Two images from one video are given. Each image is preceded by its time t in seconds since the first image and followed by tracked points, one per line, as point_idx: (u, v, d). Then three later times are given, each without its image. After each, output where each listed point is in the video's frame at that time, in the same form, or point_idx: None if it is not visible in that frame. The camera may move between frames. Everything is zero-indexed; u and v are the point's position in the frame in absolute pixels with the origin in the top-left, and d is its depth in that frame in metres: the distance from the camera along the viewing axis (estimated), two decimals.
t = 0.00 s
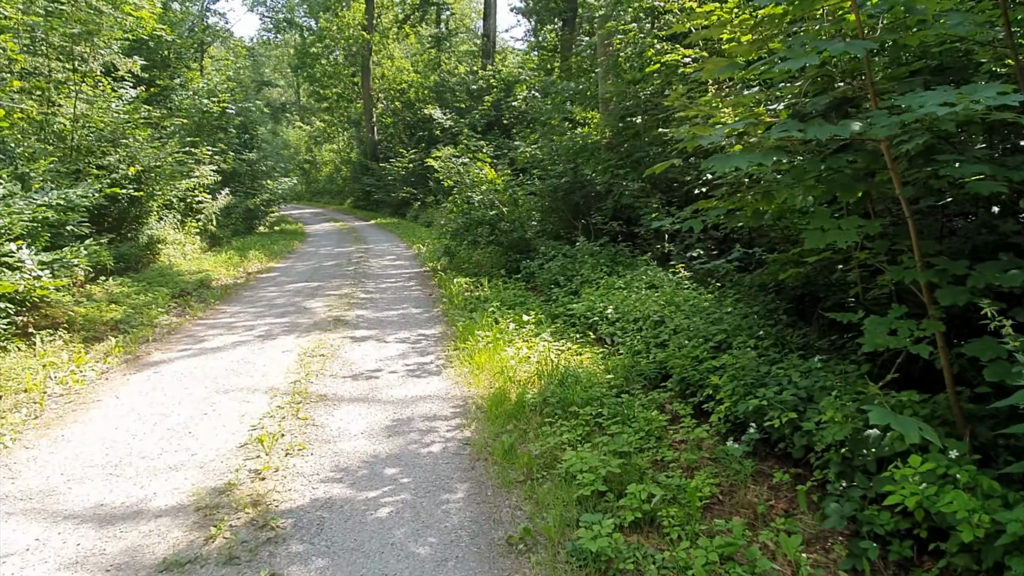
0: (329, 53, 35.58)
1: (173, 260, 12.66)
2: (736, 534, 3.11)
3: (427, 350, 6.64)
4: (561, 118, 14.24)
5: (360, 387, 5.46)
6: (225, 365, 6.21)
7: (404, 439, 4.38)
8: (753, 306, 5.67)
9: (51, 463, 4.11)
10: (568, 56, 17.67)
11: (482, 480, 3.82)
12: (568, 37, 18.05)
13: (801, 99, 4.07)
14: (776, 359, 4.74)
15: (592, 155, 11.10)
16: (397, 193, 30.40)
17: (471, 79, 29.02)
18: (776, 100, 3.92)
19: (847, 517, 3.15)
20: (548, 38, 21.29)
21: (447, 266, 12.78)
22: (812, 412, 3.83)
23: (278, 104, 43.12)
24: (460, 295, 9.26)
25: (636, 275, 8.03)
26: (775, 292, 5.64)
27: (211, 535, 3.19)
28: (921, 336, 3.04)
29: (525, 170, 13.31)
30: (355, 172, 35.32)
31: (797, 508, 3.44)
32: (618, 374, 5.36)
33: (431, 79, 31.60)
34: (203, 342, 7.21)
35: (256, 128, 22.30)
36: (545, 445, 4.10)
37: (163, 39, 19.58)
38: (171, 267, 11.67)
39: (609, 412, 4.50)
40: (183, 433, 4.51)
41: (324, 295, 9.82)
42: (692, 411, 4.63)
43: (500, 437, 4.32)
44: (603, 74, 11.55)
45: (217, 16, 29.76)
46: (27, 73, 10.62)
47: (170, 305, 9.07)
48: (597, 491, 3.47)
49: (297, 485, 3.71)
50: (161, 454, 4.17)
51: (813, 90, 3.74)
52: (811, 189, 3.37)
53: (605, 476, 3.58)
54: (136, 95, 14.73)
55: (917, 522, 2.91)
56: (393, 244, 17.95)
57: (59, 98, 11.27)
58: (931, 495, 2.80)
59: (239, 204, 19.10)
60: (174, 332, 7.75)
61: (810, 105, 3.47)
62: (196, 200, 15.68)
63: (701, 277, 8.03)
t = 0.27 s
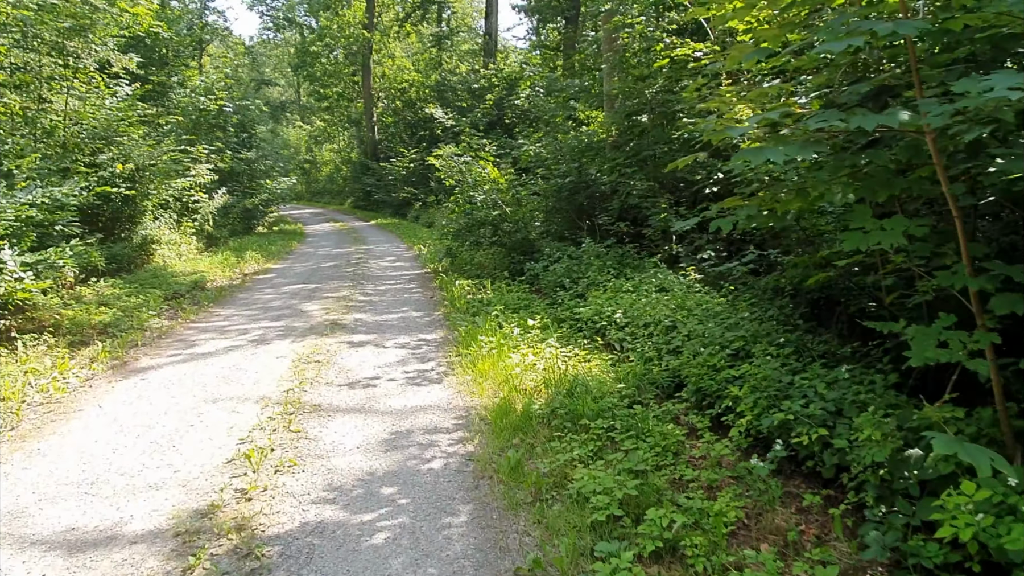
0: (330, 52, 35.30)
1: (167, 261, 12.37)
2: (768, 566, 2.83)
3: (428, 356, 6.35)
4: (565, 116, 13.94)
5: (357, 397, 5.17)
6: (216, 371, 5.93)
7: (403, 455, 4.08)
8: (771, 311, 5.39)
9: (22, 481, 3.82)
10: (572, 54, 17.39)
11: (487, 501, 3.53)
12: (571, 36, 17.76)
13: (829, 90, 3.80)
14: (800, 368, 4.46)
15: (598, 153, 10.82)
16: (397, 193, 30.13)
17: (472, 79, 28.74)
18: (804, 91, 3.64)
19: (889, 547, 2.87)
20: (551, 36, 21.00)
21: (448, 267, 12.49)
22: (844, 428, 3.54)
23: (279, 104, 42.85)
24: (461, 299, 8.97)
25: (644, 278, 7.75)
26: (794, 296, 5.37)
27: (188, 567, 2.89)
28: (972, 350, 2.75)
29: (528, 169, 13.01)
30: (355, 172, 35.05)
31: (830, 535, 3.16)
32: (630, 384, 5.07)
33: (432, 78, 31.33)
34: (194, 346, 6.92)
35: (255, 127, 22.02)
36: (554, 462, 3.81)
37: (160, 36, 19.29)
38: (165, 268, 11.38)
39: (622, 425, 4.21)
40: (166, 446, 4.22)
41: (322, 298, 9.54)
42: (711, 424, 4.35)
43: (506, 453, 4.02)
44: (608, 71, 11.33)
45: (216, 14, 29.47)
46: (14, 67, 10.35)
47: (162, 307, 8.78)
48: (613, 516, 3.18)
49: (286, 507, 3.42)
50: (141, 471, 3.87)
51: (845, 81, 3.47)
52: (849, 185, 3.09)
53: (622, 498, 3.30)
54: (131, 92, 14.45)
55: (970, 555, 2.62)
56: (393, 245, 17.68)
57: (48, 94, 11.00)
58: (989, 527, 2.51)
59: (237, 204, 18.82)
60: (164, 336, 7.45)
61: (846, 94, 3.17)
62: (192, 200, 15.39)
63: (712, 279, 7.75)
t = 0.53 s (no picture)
0: (330, 49, 35.01)
1: (161, 261, 12.12)
2: None
3: (427, 365, 6.08)
4: (568, 115, 13.66)
5: (351, 410, 4.89)
6: (204, 381, 5.65)
7: (399, 477, 3.81)
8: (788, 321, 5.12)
9: None
10: (575, 50, 17.10)
11: (490, 532, 3.24)
12: (574, 32, 17.47)
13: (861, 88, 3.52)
14: (823, 383, 4.18)
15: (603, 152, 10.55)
16: (398, 191, 29.85)
17: (474, 76, 28.44)
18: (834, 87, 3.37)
19: None
20: (554, 33, 20.70)
21: (448, 268, 12.21)
22: (876, 455, 3.27)
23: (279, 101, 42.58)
24: (462, 302, 8.70)
25: (651, 282, 7.48)
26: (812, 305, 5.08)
27: None
28: None
29: (531, 168, 12.73)
30: (356, 170, 34.77)
31: None
32: (639, 398, 4.79)
33: (433, 76, 31.03)
34: (184, 353, 6.66)
35: (253, 124, 21.75)
36: (562, 489, 3.53)
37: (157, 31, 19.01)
38: (158, 269, 11.12)
39: (634, 445, 3.94)
40: (146, 467, 3.95)
41: (318, 300, 9.27)
42: (729, 443, 4.08)
43: (509, 477, 3.75)
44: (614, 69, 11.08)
45: (216, 11, 29.20)
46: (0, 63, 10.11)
47: (153, 311, 8.50)
48: (628, 553, 2.90)
49: (270, 539, 3.14)
50: (117, 495, 3.60)
51: (881, 77, 3.19)
52: (889, 190, 2.81)
53: (636, 532, 3.02)
54: (124, 89, 14.18)
55: None
56: (393, 245, 17.40)
57: (37, 91, 10.75)
58: None
59: (234, 203, 18.55)
60: (153, 341, 7.17)
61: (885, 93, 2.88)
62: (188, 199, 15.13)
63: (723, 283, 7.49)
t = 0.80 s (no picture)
0: (330, 48, 34.75)
1: (156, 262, 11.84)
2: None
3: (427, 370, 5.81)
4: (571, 112, 13.39)
5: (347, 419, 4.63)
6: (194, 388, 5.38)
7: (397, 494, 3.54)
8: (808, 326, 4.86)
9: None
10: (577, 47, 16.84)
11: (496, 558, 2.97)
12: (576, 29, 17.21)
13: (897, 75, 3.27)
14: (850, 392, 3.93)
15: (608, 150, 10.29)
16: (398, 190, 29.59)
17: (474, 74, 28.17)
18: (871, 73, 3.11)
19: None
20: (555, 30, 20.44)
21: (449, 269, 11.94)
22: (916, 474, 3.01)
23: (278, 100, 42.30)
24: (464, 304, 8.43)
25: (660, 283, 7.22)
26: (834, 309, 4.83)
27: None
28: None
29: (533, 167, 12.46)
30: (356, 169, 34.51)
31: None
32: (652, 407, 4.53)
33: (434, 74, 30.77)
34: (174, 358, 6.39)
35: (251, 123, 21.47)
36: (573, 509, 3.26)
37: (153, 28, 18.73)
38: (152, 270, 10.85)
39: (651, 458, 3.67)
40: (126, 483, 3.68)
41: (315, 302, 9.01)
42: (751, 457, 3.81)
43: (516, 495, 3.48)
44: (619, 64, 10.82)
45: (214, 9, 28.91)
46: None
47: (143, 313, 8.23)
48: None
49: (256, 567, 2.87)
50: (93, 516, 3.33)
51: (923, 62, 2.94)
52: (938, 184, 2.55)
53: (659, 562, 2.75)
54: (117, 86, 13.91)
55: None
56: (393, 245, 17.13)
57: (27, 88, 10.48)
58: None
59: (231, 202, 18.27)
60: (142, 345, 6.90)
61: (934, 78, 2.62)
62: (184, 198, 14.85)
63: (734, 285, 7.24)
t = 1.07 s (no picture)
0: (329, 48, 34.48)
1: (149, 266, 11.59)
2: None
3: (427, 384, 5.55)
4: (574, 113, 13.10)
5: (343, 440, 4.37)
6: (181, 404, 5.12)
7: (394, 527, 3.28)
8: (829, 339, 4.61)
9: None
10: (580, 46, 16.58)
11: None
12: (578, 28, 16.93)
13: (938, 72, 3.03)
14: (880, 413, 3.67)
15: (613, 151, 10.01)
16: (398, 192, 29.32)
17: (475, 74, 27.91)
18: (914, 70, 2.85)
19: None
20: (557, 29, 20.16)
21: (449, 273, 11.67)
22: (962, 510, 2.76)
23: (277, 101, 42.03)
24: (465, 311, 8.17)
25: (668, 290, 6.97)
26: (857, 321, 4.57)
27: None
28: None
29: (535, 168, 12.19)
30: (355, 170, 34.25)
31: None
32: (666, 427, 4.27)
33: (434, 75, 30.50)
34: (163, 370, 6.13)
35: (250, 123, 21.20)
36: (588, 547, 3.00)
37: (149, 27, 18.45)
38: (145, 274, 10.59)
39: (667, 486, 3.42)
40: (103, 515, 3.43)
41: (312, 309, 8.75)
42: (772, 483, 3.57)
43: (523, 529, 3.22)
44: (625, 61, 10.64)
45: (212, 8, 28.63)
46: None
47: (134, 321, 7.96)
48: None
49: None
50: (64, 553, 3.07)
51: (973, 61, 2.69)
52: (997, 195, 2.30)
53: None
54: (110, 87, 13.65)
55: None
56: (392, 247, 16.87)
57: (18, 89, 10.24)
58: None
59: (229, 204, 18.00)
60: (131, 356, 6.64)
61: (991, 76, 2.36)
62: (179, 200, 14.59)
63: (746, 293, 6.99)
